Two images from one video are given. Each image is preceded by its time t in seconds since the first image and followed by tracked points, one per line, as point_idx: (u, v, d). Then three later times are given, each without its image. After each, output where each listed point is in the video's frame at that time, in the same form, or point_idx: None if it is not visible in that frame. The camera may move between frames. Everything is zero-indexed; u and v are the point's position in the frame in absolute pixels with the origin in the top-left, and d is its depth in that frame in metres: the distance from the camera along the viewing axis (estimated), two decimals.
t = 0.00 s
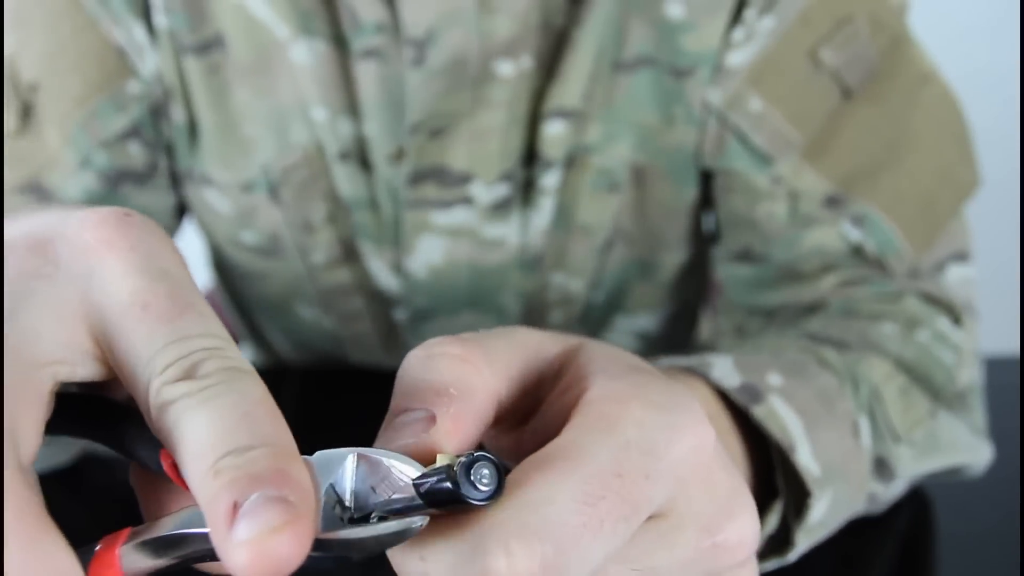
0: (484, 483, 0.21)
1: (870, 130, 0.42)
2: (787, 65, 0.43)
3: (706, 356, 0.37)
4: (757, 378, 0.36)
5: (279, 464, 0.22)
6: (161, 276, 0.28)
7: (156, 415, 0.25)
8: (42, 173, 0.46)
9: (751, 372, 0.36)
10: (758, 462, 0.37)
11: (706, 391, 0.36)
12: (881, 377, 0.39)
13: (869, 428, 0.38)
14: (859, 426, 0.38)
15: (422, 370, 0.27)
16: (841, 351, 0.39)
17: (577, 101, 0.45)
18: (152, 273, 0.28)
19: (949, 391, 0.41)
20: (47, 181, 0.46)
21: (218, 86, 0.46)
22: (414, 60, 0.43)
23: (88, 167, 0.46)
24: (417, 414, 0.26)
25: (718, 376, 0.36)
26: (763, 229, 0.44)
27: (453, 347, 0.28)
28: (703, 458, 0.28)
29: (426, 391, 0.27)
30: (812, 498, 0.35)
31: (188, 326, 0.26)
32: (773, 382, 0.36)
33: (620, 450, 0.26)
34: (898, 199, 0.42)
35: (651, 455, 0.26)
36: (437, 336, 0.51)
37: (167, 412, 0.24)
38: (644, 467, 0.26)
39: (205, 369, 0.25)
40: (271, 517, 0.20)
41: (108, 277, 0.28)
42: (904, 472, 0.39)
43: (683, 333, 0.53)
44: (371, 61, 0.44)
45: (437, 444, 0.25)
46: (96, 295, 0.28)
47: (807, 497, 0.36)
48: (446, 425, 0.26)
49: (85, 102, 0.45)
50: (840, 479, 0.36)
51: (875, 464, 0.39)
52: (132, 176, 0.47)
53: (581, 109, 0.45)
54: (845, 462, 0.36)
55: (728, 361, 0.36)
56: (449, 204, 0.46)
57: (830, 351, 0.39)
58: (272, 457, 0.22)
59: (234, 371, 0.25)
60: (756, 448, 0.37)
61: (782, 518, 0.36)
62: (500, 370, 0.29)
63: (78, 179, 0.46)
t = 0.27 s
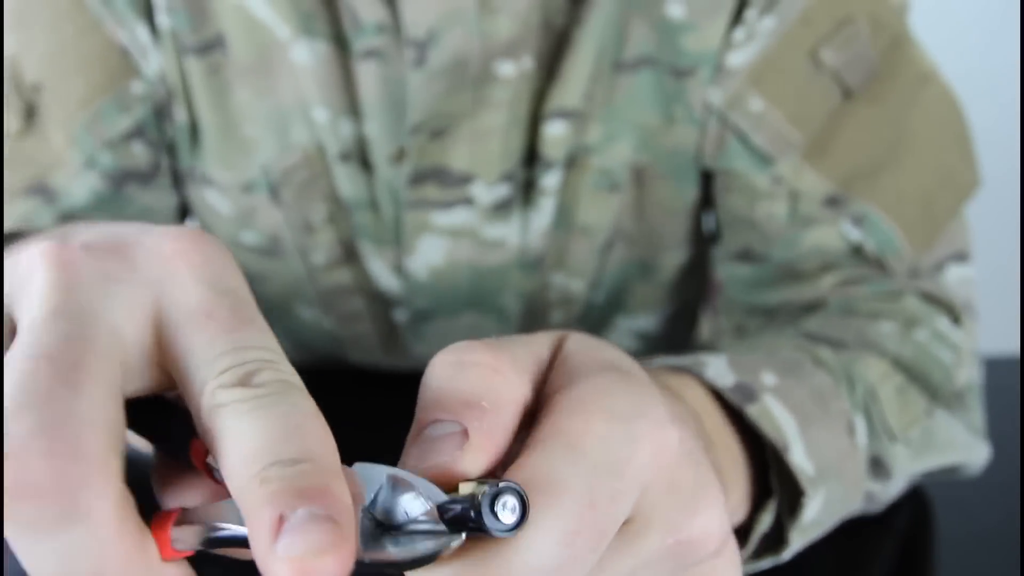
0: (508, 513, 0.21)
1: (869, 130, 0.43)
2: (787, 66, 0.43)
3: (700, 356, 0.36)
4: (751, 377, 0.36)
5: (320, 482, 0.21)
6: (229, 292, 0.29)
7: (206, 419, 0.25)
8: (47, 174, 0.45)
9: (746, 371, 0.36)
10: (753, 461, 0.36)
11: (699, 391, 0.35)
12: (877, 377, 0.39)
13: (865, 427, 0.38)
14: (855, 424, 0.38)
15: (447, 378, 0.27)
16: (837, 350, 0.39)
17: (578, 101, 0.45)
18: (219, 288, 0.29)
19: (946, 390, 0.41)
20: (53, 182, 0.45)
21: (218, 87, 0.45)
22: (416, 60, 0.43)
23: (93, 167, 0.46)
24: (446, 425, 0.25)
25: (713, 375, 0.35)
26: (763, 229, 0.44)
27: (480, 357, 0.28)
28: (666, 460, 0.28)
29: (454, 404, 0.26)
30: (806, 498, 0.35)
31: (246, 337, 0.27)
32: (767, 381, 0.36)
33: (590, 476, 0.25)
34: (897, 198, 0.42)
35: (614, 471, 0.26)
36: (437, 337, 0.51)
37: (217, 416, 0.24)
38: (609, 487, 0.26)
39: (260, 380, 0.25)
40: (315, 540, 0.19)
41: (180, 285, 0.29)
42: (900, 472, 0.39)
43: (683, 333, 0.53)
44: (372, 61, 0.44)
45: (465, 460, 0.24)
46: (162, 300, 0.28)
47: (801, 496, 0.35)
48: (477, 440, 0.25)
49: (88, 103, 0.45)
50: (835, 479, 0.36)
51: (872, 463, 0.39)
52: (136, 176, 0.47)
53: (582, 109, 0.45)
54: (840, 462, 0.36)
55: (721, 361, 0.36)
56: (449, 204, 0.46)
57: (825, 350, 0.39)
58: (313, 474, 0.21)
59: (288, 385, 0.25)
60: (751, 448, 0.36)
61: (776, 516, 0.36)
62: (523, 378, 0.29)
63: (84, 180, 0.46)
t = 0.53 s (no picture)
0: (534, 529, 0.23)
1: (869, 130, 0.42)
2: (788, 65, 0.43)
3: (699, 361, 0.36)
4: (751, 382, 0.36)
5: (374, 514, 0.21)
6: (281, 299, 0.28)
7: (251, 436, 0.24)
8: (51, 174, 0.45)
9: (745, 375, 0.36)
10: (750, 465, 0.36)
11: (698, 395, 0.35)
12: (876, 377, 0.39)
13: (865, 429, 0.38)
14: (854, 428, 0.38)
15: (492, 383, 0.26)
16: (836, 353, 0.39)
17: (579, 102, 0.45)
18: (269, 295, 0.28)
19: (947, 390, 0.41)
20: (57, 182, 0.45)
21: (220, 87, 0.45)
22: (417, 60, 0.43)
23: (96, 167, 0.46)
24: (496, 432, 0.25)
25: (712, 381, 0.35)
26: (762, 229, 0.44)
27: (523, 360, 0.27)
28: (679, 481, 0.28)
29: (503, 410, 0.25)
30: (807, 502, 0.35)
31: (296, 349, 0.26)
32: (767, 386, 0.36)
33: (609, 507, 0.25)
34: (896, 198, 0.42)
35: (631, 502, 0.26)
36: (437, 336, 0.51)
37: (262, 435, 0.24)
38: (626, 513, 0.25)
39: (309, 392, 0.25)
40: None
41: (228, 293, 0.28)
42: (900, 472, 0.39)
43: (685, 333, 0.54)
44: (373, 62, 0.44)
45: (510, 477, 0.24)
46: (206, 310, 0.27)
47: (801, 500, 0.35)
48: (524, 453, 0.25)
49: (91, 104, 0.44)
50: (832, 479, 0.36)
51: (873, 466, 0.39)
52: (139, 176, 0.47)
53: (582, 109, 0.45)
54: (840, 465, 0.36)
55: (720, 367, 0.36)
56: (450, 204, 0.46)
57: (824, 352, 0.39)
58: (367, 502, 0.22)
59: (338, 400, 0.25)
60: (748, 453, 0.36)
61: (778, 521, 0.36)
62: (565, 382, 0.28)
63: (87, 179, 0.45)
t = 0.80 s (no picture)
0: (510, 536, 0.24)
1: (870, 130, 0.42)
2: (788, 65, 0.43)
3: (733, 370, 0.37)
4: (785, 393, 0.36)
5: (330, 570, 0.24)
6: (174, 351, 0.30)
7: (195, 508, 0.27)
8: (40, 173, 0.46)
9: (779, 386, 0.36)
10: (786, 476, 0.37)
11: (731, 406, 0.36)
12: (898, 385, 0.39)
13: (892, 440, 0.38)
14: (883, 437, 0.37)
15: (510, 385, 0.27)
16: (860, 359, 0.39)
17: (577, 101, 0.45)
18: (156, 349, 0.30)
19: (959, 391, 0.41)
20: (45, 181, 0.46)
21: (218, 86, 0.45)
22: (415, 59, 0.43)
23: (87, 166, 0.46)
24: (500, 442, 0.25)
25: (748, 392, 0.36)
26: (765, 229, 0.44)
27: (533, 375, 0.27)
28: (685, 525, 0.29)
29: (510, 414, 0.26)
30: (846, 515, 0.36)
31: (203, 405, 0.28)
32: (801, 397, 0.36)
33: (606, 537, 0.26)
34: (898, 198, 0.42)
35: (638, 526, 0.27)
36: (437, 335, 0.51)
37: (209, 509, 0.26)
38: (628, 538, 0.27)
39: (230, 457, 0.27)
40: None
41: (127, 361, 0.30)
42: (922, 481, 0.39)
43: (683, 330, 0.54)
44: (371, 61, 0.44)
45: (498, 484, 0.25)
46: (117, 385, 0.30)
47: (840, 514, 0.36)
48: (521, 464, 0.25)
49: (84, 102, 0.44)
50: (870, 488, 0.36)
51: (897, 474, 0.39)
52: (131, 174, 0.47)
53: (581, 109, 0.45)
54: (873, 473, 0.36)
55: (754, 376, 0.37)
56: (448, 204, 0.46)
57: (848, 360, 0.39)
58: (324, 566, 0.24)
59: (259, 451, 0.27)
60: (783, 463, 0.37)
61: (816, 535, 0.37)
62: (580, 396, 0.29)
63: (77, 178, 0.46)
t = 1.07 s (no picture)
0: None
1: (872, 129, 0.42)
2: (791, 64, 0.43)
3: (759, 372, 0.38)
4: (809, 395, 0.36)
5: None
6: (166, 375, 0.30)
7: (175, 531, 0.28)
8: (42, 173, 0.45)
9: (804, 388, 0.37)
10: (811, 480, 0.37)
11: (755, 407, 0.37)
12: (914, 385, 0.39)
13: (911, 439, 0.38)
14: (903, 438, 0.38)
15: (491, 434, 0.27)
16: (876, 359, 0.39)
17: (578, 101, 0.45)
18: (149, 371, 0.30)
19: (967, 390, 0.41)
20: (47, 181, 0.45)
21: (219, 85, 0.45)
22: (416, 59, 0.43)
23: (89, 166, 0.45)
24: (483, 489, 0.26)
25: (774, 395, 0.36)
26: (770, 229, 0.44)
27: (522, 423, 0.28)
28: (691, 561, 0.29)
29: (489, 463, 0.27)
30: (873, 517, 0.36)
31: (191, 431, 0.29)
32: (825, 398, 0.36)
33: None
34: (901, 198, 0.42)
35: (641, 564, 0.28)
36: (437, 334, 0.51)
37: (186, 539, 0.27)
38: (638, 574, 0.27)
39: (213, 487, 0.27)
40: None
41: (117, 381, 0.30)
42: (938, 484, 0.39)
43: (683, 330, 0.54)
44: (372, 61, 0.44)
45: (478, 536, 0.26)
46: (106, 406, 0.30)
47: (866, 515, 0.37)
48: (500, 513, 0.26)
49: (85, 101, 0.44)
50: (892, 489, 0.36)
51: (916, 477, 0.39)
52: (132, 175, 0.47)
53: (582, 109, 0.45)
54: (896, 474, 0.37)
55: (778, 378, 0.37)
56: (449, 203, 0.46)
57: (867, 361, 0.39)
58: None
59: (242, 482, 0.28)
60: (809, 461, 0.37)
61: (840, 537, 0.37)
62: (568, 441, 0.29)
63: (77, 178, 0.45)
